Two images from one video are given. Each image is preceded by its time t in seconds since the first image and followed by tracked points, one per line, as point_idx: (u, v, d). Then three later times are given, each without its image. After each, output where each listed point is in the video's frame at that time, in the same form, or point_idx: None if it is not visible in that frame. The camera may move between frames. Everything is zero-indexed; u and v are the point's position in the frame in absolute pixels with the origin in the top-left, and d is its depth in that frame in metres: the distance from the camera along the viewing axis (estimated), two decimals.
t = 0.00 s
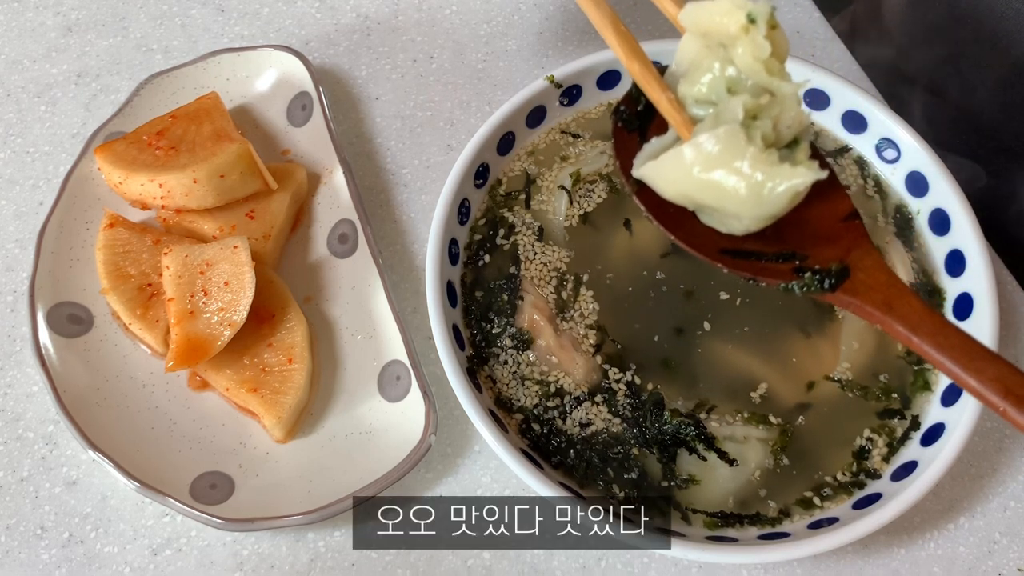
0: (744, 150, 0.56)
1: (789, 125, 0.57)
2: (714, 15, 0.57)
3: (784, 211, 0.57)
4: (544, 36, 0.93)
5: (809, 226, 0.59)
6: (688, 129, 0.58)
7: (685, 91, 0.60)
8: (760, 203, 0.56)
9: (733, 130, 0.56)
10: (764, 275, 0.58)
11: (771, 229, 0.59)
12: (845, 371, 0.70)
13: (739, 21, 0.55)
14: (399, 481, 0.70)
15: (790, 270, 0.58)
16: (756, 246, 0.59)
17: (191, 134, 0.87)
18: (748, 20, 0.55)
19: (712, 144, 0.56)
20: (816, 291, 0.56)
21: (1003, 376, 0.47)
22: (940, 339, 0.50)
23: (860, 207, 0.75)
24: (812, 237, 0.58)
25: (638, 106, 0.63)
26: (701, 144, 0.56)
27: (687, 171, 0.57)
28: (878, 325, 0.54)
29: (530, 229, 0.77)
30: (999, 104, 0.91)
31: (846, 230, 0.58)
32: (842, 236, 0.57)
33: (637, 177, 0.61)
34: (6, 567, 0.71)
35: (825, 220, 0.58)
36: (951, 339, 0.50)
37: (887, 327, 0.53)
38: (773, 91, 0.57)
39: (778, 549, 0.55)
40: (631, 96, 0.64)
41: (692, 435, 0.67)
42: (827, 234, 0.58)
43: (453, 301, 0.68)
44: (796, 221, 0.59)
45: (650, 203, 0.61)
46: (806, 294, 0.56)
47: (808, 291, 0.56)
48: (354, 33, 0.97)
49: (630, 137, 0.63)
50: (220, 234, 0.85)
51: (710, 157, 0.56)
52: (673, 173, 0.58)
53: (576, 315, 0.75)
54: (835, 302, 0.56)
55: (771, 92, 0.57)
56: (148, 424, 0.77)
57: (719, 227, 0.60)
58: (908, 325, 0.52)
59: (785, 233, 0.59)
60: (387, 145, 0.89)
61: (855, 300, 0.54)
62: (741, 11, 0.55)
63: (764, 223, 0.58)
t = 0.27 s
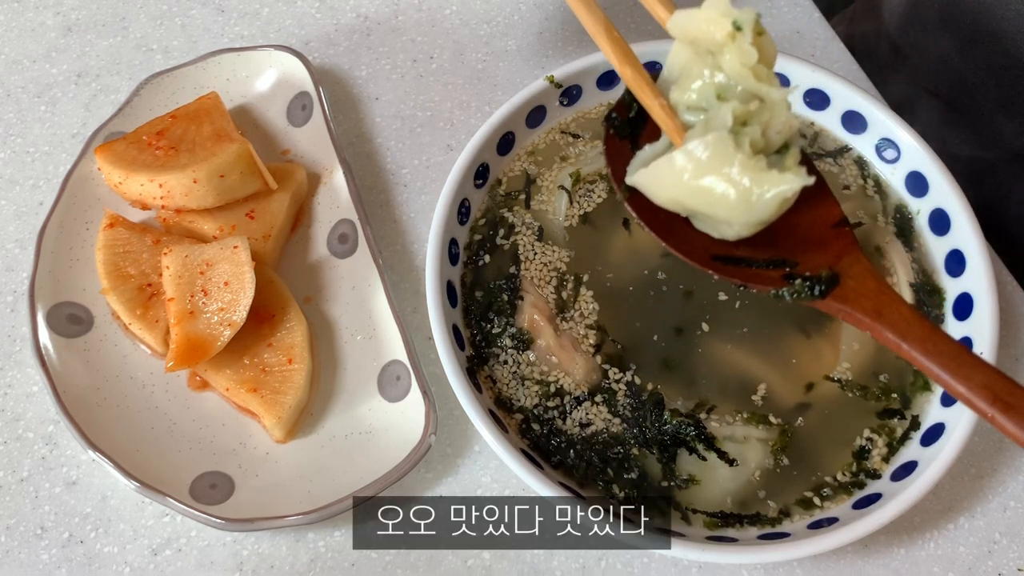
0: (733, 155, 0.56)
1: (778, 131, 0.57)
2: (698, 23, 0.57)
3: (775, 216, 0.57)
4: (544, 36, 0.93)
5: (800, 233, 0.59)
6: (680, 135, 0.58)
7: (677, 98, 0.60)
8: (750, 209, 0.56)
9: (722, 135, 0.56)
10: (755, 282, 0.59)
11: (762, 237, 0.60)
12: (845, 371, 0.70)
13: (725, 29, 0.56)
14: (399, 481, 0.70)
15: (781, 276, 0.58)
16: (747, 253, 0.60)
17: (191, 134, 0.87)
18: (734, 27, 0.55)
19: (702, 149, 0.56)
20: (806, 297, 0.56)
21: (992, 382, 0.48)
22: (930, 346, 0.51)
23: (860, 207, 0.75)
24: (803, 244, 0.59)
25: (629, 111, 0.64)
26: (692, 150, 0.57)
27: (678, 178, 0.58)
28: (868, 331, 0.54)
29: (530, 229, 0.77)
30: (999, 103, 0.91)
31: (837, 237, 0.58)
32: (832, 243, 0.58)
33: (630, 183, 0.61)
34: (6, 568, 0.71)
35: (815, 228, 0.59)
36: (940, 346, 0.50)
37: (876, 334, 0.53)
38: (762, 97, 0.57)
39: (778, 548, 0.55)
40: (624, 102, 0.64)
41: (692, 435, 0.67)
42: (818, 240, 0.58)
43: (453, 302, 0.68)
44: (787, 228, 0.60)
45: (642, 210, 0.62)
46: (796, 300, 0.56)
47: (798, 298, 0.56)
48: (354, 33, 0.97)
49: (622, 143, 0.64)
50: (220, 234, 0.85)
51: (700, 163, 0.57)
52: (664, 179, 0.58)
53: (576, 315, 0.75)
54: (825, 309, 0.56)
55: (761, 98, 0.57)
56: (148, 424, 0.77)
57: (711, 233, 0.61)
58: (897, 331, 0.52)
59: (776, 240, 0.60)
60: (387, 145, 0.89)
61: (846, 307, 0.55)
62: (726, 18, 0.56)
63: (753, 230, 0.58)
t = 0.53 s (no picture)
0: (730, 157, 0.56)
1: (775, 131, 0.57)
2: (692, 25, 0.57)
3: (772, 215, 0.57)
4: (544, 36, 0.93)
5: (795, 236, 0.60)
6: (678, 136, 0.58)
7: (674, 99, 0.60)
8: (747, 210, 0.56)
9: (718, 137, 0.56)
10: (751, 283, 0.59)
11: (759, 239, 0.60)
12: (845, 371, 0.70)
13: (719, 30, 0.55)
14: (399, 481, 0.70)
15: (776, 278, 0.58)
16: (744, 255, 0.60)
17: (191, 134, 0.87)
18: (728, 28, 0.55)
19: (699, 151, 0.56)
20: (802, 299, 0.56)
21: (985, 385, 0.47)
22: (924, 348, 0.51)
23: (861, 207, 0.75)
24: (799, 246, 0.59)
25: (626, 113, 0.64)
26: (689, 152, 0.57)
27: (676, 179, 0.58)
28: (863, 334, 0.54)
29: (530, 229, 0.77)
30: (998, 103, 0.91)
31: (833, 239, 0.58)
32: (828, 244, 0.58)
33: (627, 185, 0.61)
34: (6, 567, 0.71)
35: (811, 230, 0.59)
36: (935, 347, 0.50)
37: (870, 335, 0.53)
38: (759, 97, 0.57)
39: (778, 548, 0.55)
40: (620, 104, 0.65)
41: (692, 435, 0.67)
42: (814, 242, 0.59)
43: (453, 302, 0.68)
44: (783, 230, 0.60)
45: (639, 212, 0.62)
46: (791, 301, 0.57)
47: (794, 299, 0.57)
48: (354, 33, 0.97)
49: (618, 145, 0.64)
50: (220, 234, 0.85)
51: (698, 164, 0.57)
52: (662, 181, 0.58)
53: (576, 315, 0.75)
54: (821, 310, 0.56)
55: (757, 98, 0.57)
56: (148, 424, 0.77)
57: (710, 234, 0.61)
58: (892, 333, 0.52)
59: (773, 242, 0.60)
60: (387, 145, 0.89)
61: (841, 309, 0.55)
62: (721, 20, 0.55)
63: (752, 230, 0.59)
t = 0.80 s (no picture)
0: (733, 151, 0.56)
1: (779, 125, 0.57)
2: (695, 19, 0.58)
3: (779, 208, 0.58)
4: (544, 36, 0.93)
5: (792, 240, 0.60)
6: (681, 132, 0.58)
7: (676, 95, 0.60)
8: (751, 203, 0.56)
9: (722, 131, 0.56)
10: (748, 285, 0.58)
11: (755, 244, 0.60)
12: (845, 370, 0.70)
13: (720, 24, 0.57)
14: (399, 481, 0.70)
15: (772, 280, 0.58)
16: (741, 257, 0.60)
17: (191, 134, 0.87)
18: (730, 22, 0.56)
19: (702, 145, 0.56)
20: (798, 301, 0.56)
21: (982, 388, 0.47)
22: (920, 351, 0.50)
23: (861, 207, 0.75)
24: (796, 249, 0.59)
25: (623, 115, 0.65)
26: (692, 147, 0.56)
27: (678, 175, 0.57)
28: (859, 336, 0.54)
29: (530, 229, 0.77)
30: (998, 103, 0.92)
31: (830, 242, 0.58)
32: (825, 247, 0.58)
33: (630, 182, 0.61)
34: (6, 567, 0.71)
35: (808, 234, 0.60)
36: (931, 350, 0.50)
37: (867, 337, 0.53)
38: (762, 91, 0.57)
39: (778, 548, 0.55)
40: (617, 106, 0.65)
41: (692, 435, 0.68)
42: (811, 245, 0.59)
43: (452, 302, 0.68)
44: (781, 231, 0.61)
45: (636, 213, 0.62)
46: (787, 304, 0.56)
47: (790, 302, 0.56)
48: (354, 33, 0.97)
49: (615, 147, 0.64)
50: (220, 234, 0.85)
51: (702, 160, 0.56)
52: (665, 177, 0.58)
53: (576, 315, 0.75)
54: (816, 313, 0.56)
55: (760, 93, 0.57)
56: (148, 424, 0.77)
57: (715, 230, 0.61)
58: (888, 336, 0.52)
59: (769, 245, 0.60)
60: (387, 145, 0.89)
61: (837, 311, 0.54)
62: (722, 13, 0.57)
63: (759, 224, 0.59)
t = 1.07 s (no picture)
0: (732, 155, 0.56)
1: (778, 128, 0.57)
2: (692, 22, 0.57)
3: (778, 211, 0.57)
4: (543, 36, 0.93)
5: (793, 239, 0.60)
6: (680, 135, 0.58)
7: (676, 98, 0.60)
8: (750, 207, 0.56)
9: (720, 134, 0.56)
10: (749, 284, 0.59)
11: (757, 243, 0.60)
12: (845, 370, 0.70)
13: (718, 27, 0.55)
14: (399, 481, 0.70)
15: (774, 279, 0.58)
16: (742, 256, 0.60)
17: (191, 134, 0.87)
18: (727, 25, 0.55)
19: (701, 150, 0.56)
20: (799, 300, 0.56)
21: (981, 386, 0.47)
22: (921, 349, 0.50)
23: (861, 208, 0.75)
24: (797, 249, 0.59)
25: (624, 113, 0.65)
26: (692, 150, 0.56)
27: (678, 178, 0.58)
28: (860, 335, 0.54)
29: (530, 229, 0.77)
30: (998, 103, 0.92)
31: (831, 242, 0.58)
32: (826, 246, 0.58)
33: (630, 186, 0.61)
34: (6, 567, 0.71)
35: (809, 233, 0.60)
36: (932, 348, 0.50)
37: (867, 337, 0.53)
38: (761, 95, 0.57)
39: (778, 548, 0.55)
40: (617, 104, 0.65)
41: (692, 435, 0.68)
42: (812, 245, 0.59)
43: (453, 301, 0.68)
44: (783, 230, 0.60)
45: (636, 211, 0.62)
46: (789, 302, 0.56)
47: (791, 301, 0.56)
48: (354, 33, 0.97)
49: (616, 145, 0.64)
50: (220, 234, 0.85)
51: (700, 164, 0.56)
52: (664, 180, 0.58)
53: (576, 315, 0.75)
54: (818, 311, 0.56)
55: (759, 96, 0.57)
56: (148, 424, 0.77)
57: (715, 233, 0.61)
58: (889, 335, 0.52)
59: (770, 244, 0.60)
60: (387, 145, 0.89)
61: (838, 310, 0.54)
62: (719, 16, 0.55)
63: (759, 227, 0.58)
